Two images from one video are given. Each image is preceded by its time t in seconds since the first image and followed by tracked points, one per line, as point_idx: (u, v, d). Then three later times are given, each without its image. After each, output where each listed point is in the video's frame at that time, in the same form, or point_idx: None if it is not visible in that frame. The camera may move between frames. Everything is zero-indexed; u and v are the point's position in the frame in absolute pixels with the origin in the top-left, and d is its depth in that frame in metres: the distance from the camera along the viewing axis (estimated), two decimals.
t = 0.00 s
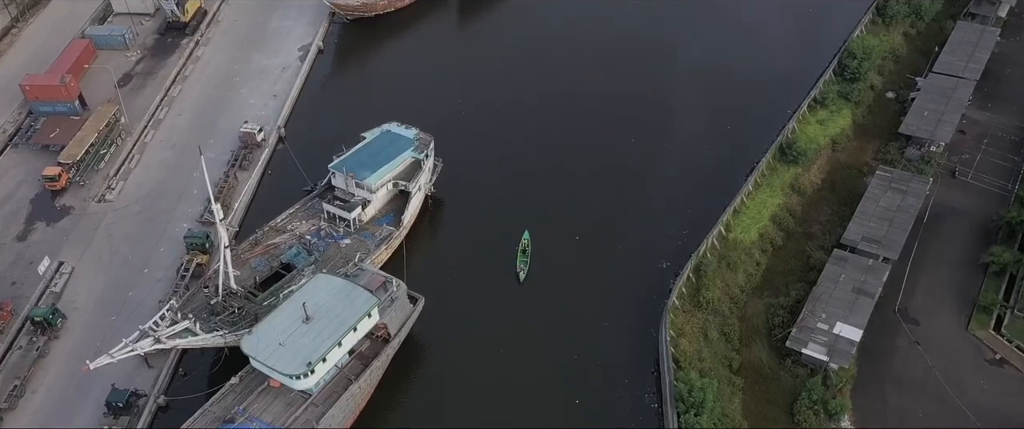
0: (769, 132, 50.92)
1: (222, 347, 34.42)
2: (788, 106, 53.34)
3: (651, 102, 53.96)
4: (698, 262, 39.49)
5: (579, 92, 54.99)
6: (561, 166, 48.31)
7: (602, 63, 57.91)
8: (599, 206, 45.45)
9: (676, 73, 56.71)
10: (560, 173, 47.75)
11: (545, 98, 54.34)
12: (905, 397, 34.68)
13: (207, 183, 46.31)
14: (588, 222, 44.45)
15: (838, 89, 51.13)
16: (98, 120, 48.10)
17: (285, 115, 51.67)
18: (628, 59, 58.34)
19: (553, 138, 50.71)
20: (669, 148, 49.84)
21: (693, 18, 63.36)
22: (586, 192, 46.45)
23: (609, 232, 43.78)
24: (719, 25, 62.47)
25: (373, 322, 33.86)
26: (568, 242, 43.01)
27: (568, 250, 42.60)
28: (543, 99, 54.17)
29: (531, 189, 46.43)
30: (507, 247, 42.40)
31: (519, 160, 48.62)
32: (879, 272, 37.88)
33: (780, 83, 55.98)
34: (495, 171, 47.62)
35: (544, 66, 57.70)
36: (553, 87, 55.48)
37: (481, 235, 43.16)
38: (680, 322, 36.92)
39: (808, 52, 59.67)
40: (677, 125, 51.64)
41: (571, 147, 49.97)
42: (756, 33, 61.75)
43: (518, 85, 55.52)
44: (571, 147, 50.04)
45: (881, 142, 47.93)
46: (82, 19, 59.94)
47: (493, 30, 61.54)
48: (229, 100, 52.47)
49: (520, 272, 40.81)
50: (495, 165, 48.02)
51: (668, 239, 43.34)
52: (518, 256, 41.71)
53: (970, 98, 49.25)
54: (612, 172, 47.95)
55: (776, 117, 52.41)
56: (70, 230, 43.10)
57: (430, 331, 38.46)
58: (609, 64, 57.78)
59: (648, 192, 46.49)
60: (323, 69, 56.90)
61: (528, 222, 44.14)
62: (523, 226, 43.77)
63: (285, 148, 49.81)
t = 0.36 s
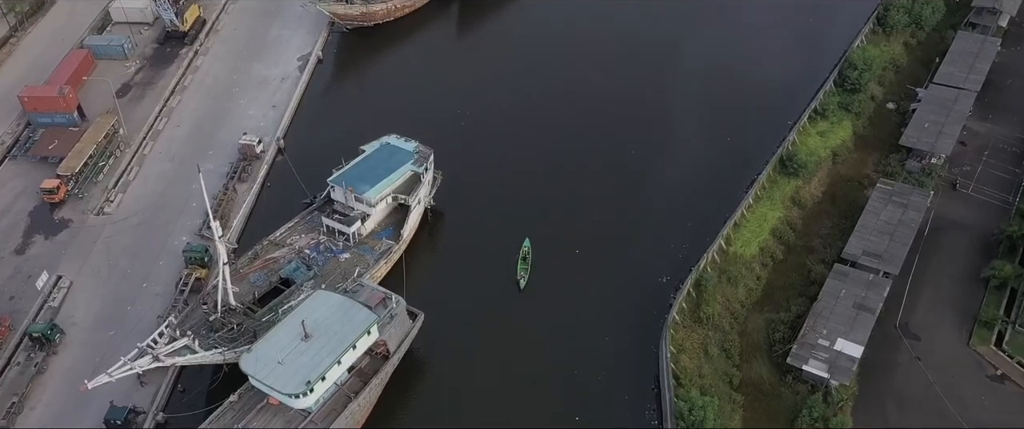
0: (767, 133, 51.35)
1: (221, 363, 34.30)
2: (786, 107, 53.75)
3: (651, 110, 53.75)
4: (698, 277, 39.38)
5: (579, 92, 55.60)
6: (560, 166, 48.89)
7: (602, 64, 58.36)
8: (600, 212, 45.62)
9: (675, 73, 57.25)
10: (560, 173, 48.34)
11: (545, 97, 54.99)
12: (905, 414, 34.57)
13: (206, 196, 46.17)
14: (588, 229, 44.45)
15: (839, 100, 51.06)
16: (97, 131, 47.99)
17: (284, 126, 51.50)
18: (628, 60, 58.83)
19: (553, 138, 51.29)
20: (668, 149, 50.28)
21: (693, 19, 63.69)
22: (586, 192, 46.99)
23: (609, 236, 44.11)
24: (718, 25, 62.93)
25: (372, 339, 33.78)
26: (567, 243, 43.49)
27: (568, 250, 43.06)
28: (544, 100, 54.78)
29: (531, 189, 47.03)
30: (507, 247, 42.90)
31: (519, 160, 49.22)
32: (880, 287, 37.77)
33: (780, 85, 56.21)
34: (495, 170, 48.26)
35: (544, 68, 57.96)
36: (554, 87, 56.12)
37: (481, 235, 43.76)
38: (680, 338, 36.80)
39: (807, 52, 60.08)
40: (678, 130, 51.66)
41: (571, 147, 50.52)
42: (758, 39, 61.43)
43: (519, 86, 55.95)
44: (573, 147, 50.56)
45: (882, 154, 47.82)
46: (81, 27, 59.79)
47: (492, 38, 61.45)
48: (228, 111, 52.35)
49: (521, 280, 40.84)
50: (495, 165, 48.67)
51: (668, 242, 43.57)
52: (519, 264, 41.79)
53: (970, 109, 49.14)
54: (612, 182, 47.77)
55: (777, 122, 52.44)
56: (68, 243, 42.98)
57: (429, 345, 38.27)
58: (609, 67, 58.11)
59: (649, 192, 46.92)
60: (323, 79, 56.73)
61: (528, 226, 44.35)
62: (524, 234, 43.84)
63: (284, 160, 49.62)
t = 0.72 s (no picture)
0: (763, 133, 52.18)
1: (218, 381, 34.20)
2: (784, 107, 54.40)
3: (650, 120, 53.63)
4: (697, 292, 39.31)
5: (579, 92, 56.43)
6: (560, 166, 49.83)
7: (601, 65, 59.18)
8: (600, 214, 46.39)
9: (675, 74, 58.04)
10: (559, 173, 49.28)
11: (545, 97, 55.84)
12: None
13: (204, 208, 46.01)
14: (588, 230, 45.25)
15: (838, 111, 51.04)
16: (94, 143, 47.86)
17: (282, 138, 51.33)
18: (629, 59, 59.68)
19: (553, 138, 52.20)
20: (667, 148, 51.21)
21: (693, 20, 64.28)
22: (586, 192, 47.85)
23: (609, 236, 44.90)
24: (718, 24, 63.68)
25: (370, 356, 33.65)
26: (567, 242, 44.30)
27: (568, 250, 43.90)
28: (544, 99, 55.62)
29: (531, 189, 47.94)
30: (507, 248, 43.66)
31: (519, 161, 50.12)
32: (880, 303, 37.71)
33: (777, 87, 56.80)
34: (495, 171, 49.22)
35: (545, 70, 58.79)
36: (554, 86, 57.01)
37: (482, 235, 44.57)
38: (680, 354, 36.73)
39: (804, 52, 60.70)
40: (676, 142, 51.65)
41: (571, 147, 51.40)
42: (758, 46, 61.28)
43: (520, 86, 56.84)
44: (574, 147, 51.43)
45: (880, 166, 47.77)
46: (79, 37, 59.66)
47: (491, 46, 61.47)
48: (225, 122, 52.22)
49: (520, 288, 41.22)
50: (495, 165, 49.63)
51: (666, 242, 44.25)
52: (518, 272, 42.21)
53: (969, 120, 49.10)
54: (611, 194, 47.69)
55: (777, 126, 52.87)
56: (66, 257, 42.85)
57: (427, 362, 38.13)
58: (609, 67, 58.85)
59: (649, 193, 47.76)
60: (321, 90, 56.53)
61: (528, 227, 45.13)
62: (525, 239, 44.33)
63: (282, 172, 49.42)
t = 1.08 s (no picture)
0: (762, 134, 53.03)
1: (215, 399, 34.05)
2: (782, 108, 55.15)
3: (648, 130, 53.65)
4: (696, 306, 39.28)
5: (578, 92, 57.57)
6: (560, 166, 50.73)
7: (601, 65, 60.27)
8: (600, 213, 47.21)
9: (674, 73, 59.22)
10: (559, 173, 50.17)
11: (545, 97, 57.02)
12: None
13: (200, 222, 45.82)
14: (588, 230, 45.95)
15: (835, 122, 51.05)
16: (90, 157, 47.66)
17: (279, 150, 51.14)
18: (629, 59, 60.82)
19: (554, 138, 53.24)
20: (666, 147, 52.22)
21: (693, 20, 65.45)
22: (586, 192, 48.75)
23: (609, 235, 45.65)
24: (718, 24, 64.89)
25: (368, 375, 33.56)
26: (567, 242, 45.05)
27: (568, 250, 44.58)
28: (544, 99, 56.74)
29: (531, 190, 48.80)
30: (507, 249, 44.36)
31: (519, 162, 50.87)
32: (878, 318, 37.68)
33: (775, 88, 57.64)
34: (495, 171, 50.12)
35: (547, 69, 60.07)
36: (554, 86, 58.20)
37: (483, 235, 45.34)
38: (678, 370, 36.68)
39: (802, 52, 61.57)
40: (674, 152, 51.69)
41: (571, 147, 52.40)
42: (756, 55, 61.33)
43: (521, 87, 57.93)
44: (574, 147, 52.44)
45: (878, 178, 47.79)
46: (75, 47, 59.49)
47: (489, 53, 61.62)
48: (222, 134, 52.06)
49: (518, 296, 41.38)
50: (495, 166, 50.51)
51: (664, 257, 44.20)
52: (516, 279, 42.36)
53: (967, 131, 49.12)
54: (608, 206, 47.70)
55: (775, 129, 53.46)
56: (62, 272, 42.67)
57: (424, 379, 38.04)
58: (608, 67, 59.94)
59: (649, 193, 48.50)
60: (318, 102, 56.30)
61: (529, 226, 46.05)
62: (526, 242, 44.96)
63: (279, 185, 49.20)
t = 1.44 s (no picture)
0: (762, 135, 53.67)
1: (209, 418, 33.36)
2: (779, 115, 55.33)
3: (645, 137, 53.60)
4: (693, 320, 39.24)
5: (578, 92, 58.06)
6: (560, 166, 51.30)
7: (601, 64, 60.78)
8: (601, 213, 47.75)
9: (675, 73, 59.68)
10: (559, 173, 50.71)
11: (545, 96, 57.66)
12: None
13: (195, 236, 45.60)
14: (589, 229, 46.52)
15: (831, 132, 51.11)
16: (84, 170, 47.40)
17: (275, 163, 50.92)
18: (629, 58, 61.24)
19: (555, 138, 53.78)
20: (666, 146, 52.88)
21: (693, 20, 65.99)
22: (586, 192, 49.27)
23: (609, 236, 46.17)
24: (718, 24, 65.50)
25: (364, 393, 33.51)
26: (567, 242, 45.62)
27: (568, 250, 45.16)
28: (543, 99, 57.37)
29: (531, 190, 49.38)
30: (508, 252, 44.80)
31: (519, 159, 51.70)
32: (875, 331, 37.67)
33: (773, 89, 58.02)
34: (495, 170, 50.76)
35: (547, 68, 60.72)
36: (554, 86, 58.76)
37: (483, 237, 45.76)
38: (676, 384, 36.61)
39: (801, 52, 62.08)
40: (670, 160, 51.63)
41: (571, 147, 52.94)
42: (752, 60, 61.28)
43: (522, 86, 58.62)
44: (574, 147, 52.98)
45: (874, 189, 47.82)
46: (69, 58, 59.29)
47: (487, 59, 61.72)
48: (216, 146, 51.85)
49: (516, 303, 41.49)
50: (495, 165, 51.15)
51: (661, 268, 44.14)
52: (514, 286, 42.51)
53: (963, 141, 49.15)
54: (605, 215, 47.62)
55: (773, 129, 54.32)
56: (56, 288, 42.44)
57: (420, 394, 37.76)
58: (608, 67, 60.38)
59: (649, 193, 49.08)
60: (313, 112, 56.11)
61: (529, 226, 46.60)
62: (526, 243, 45.44)
63: (274, 199, 48.94)
